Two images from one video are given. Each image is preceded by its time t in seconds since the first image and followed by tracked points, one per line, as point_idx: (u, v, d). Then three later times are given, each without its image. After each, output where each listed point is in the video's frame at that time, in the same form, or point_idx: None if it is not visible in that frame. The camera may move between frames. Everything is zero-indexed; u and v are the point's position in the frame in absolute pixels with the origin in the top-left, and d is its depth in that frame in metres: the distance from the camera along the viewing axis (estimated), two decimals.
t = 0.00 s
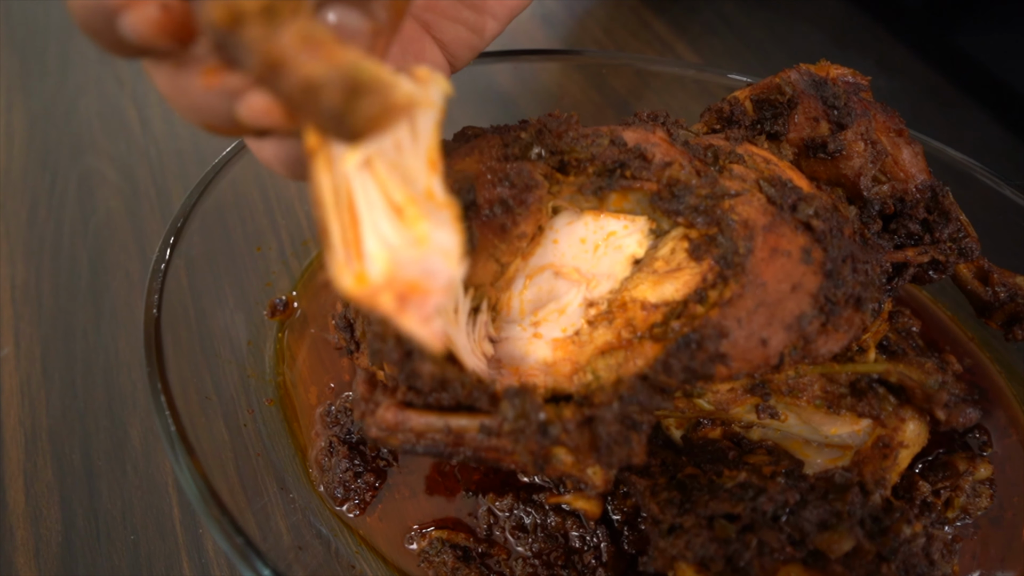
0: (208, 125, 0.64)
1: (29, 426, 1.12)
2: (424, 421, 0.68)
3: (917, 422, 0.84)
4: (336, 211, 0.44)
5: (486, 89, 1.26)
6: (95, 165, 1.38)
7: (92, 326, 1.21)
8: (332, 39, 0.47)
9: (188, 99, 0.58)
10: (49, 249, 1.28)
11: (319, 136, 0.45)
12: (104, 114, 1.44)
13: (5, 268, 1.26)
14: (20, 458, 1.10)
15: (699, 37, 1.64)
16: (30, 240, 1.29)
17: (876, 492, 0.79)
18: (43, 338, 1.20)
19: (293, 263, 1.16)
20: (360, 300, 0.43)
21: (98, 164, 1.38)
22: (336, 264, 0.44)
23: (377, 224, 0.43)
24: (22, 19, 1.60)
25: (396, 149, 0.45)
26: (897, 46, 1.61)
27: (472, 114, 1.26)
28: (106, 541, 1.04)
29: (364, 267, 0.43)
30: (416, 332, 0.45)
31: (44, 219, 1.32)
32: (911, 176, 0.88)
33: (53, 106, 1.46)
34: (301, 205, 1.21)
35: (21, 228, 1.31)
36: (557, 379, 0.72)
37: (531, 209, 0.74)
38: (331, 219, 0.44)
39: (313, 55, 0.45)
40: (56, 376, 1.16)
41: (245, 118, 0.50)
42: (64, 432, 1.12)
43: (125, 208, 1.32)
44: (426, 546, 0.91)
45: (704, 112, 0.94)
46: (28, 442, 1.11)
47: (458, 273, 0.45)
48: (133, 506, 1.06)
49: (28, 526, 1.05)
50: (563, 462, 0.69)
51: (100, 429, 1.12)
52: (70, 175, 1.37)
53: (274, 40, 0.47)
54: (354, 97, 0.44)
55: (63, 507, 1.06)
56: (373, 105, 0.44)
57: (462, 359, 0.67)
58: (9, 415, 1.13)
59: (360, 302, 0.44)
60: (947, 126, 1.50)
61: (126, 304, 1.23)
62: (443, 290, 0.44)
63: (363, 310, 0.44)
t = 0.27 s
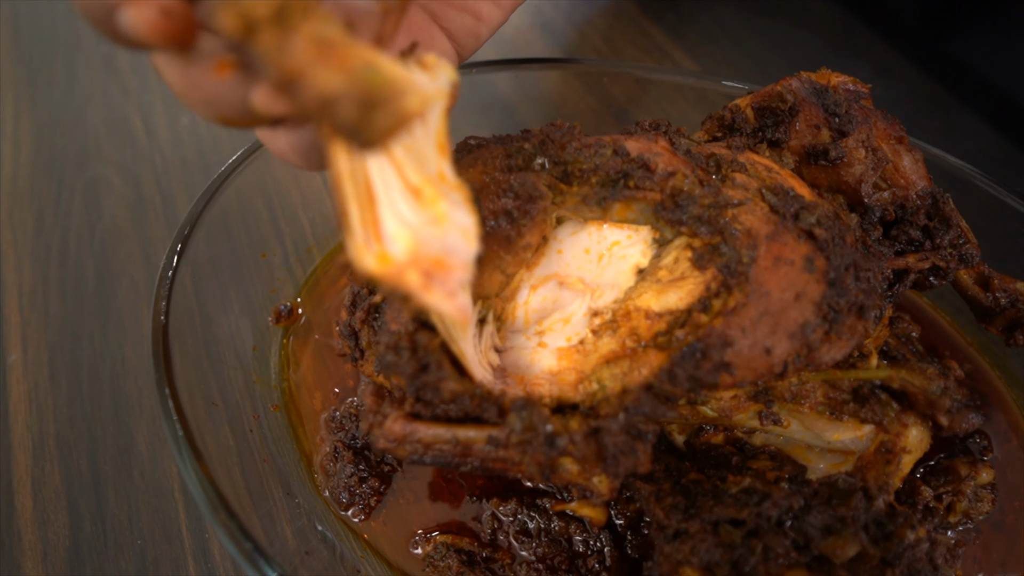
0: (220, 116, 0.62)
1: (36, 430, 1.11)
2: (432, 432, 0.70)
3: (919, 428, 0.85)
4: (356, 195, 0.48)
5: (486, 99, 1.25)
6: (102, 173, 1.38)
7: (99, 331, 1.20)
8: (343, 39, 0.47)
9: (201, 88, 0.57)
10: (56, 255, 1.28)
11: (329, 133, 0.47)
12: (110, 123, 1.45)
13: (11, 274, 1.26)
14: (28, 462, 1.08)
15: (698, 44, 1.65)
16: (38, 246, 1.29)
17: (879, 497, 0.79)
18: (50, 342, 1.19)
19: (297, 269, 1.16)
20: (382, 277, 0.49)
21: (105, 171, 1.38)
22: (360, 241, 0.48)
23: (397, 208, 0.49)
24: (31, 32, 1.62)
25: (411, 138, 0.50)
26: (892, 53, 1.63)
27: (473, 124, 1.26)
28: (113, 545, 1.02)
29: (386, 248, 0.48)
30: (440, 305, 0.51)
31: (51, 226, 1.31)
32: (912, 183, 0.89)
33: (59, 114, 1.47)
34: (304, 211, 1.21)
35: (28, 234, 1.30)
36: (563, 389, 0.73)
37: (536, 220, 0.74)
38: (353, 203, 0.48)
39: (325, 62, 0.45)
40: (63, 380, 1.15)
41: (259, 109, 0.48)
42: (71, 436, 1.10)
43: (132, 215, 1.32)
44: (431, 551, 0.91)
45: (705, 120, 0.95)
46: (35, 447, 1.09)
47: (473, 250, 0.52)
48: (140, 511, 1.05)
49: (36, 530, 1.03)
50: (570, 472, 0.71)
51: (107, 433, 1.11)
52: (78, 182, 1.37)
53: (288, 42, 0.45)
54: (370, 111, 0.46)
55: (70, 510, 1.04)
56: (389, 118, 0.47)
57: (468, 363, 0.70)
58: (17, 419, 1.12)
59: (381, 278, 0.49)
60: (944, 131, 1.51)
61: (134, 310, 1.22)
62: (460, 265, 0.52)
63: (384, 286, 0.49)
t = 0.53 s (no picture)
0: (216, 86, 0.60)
1: (50, 439, 1.13)
2: (441, 442, 0.72)
3: (918, 435, 0.86)
4: (338, 151, 0.47)
5: (490, 111, 1.28)
6: (111, 185, 1.39)
7: (110, 341, 1.22)
8: (317, 4, 0.45)
9: (196, 57, 0.55)
10: (68, 267, 1.30)
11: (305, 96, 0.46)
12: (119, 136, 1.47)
13: (23, 285, 1.28)
14: (41, 471, 1.10)
15: (697, 55, 1.68)
16: (49, 259, 1.31)
17: (879, 503, 0.80)
18: (62, 353, 1.21)
19: (305, 279, 1.18)
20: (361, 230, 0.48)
21: (115, 184, 1.40)
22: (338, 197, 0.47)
23: (379, 163, 0.48)
24: (41, 47, 1.64)
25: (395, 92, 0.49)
26: (887, 64, 1.65)
27: (478, 135, 1.28)
28: (125, 552, 1.03)
29: (367, 202, 0.47)
30: (418, 259, 0.51)
31: (62, 238, 1.33)
32: (907, 195, 0.91)
33: (68, 127, 1.49)
34: (311, 223, 1.23)
35: (41, 247, 1.32)
36: (568, 399, 0.75)
37: (540, 234, 0.76)
38: (335, 156, 0.47)
39: (295, 28, 0.43)
40: (77, 389, 1.17)
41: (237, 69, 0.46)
42: (84, 445, 1.12)
43: (142, 227, 1.34)
44: (439, 558, 0.93)
45: (705, 132, 0.97)
46: (48, 456, 1.11)
47: (453, 206, 0.52)
48: (152, 519, 1.06)
49: (49, 539, 1.04)
50: (576, 480, 0.73)
51: (118, 441, 1.13)
52: (87, 195, 1.38)
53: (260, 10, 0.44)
54: (341, 75, 0.44)
55: (83, 519, 1.06)
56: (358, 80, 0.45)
57: (480, 376, 0.72)
58: (30, 428, 1.13)
59: (360, 232, 0.49)
60: (941, 139, 1.53)
61: (144, 320, 1.24)
62: (441, 222, 0.51)
63: (365, 239, 0.49)
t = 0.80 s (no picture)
0: (228, 51, 0.68)
1: (64, 451, 1.16)
2: (448, 453, 0.76)
3: (904, 442, 0.89)
4: (347, 110, 0.55)
5: (491, 132, 1.32)
6: (122, 205, 1.43)
7: (122, 357, 1.25)
8: None
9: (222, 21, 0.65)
10: (80, 285, 1.33)
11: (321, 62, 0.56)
12: (130, 155, 1.51)
13: (37, 301, 1.32)
14: (57, 483, 1.12)
15: (692, 75, 1.73)
16: (62, 277, 1.34)
17: (868, 508, 0.84)
18: (76, 368, 1.24)
19: (312, 296, 1.21)
20: (369, 187, 0.56)
21: (125, 203, 1.43)
22: (347, 154, 0.56)
23: (385, 124, 0.56)
24: (56, 69, 1.69)
25: (399, 62, 0.58)
26: (878, 85, 1.70)
27: (480, 153, 1.32)
28: (138, 563, 1.06)
29: (372, 160, 0.55)
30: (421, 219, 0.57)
31: (75, 256, 1.37)
32: (893, 212, 0.94)
33: (81, 147, 1.53)
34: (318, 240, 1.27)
35: (53, 265, 1.36)
36: (569, 411, 0.79)
37: (541, 253, 0.79)
38: (344, 118, 0.55)
39: None
40: (89, 402, 1.20)
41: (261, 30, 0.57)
42: (97, 456, 1.15)
43: (151, 244, 1.37)
44: (445, 566, 0.95)
45: (698, 153, 1.01)
46: (63, 468, 1.14)
47: (457, 169, 0.59)
48: (164, 530, 1.09)
49: (64, 550, 1.06)
50: (577, 489, 0.78)
51: (125, 455, 1.16)
52: (98, 215, 1.42)
53: None
54: (346, 37, 0.55)
55: (97, 531, 1.08)
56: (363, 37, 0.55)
57: (485, 388, 0.76)
58: (45, 442, 1.17)
59: (368, 189, 0.56)
60: (929, 155, 1.57)
61: (155, 336, 1.27)
62: (442, 181, 0.58)
63: (371, 196, 0.56)
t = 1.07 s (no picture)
0: (240, 36, 0.70)
1: (81, 467, 1.18)
2: (449, 464, 0.83)
3: (881, 450, 0.92)
4: (351, 87, 0.56)
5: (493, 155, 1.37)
6: (134, 225, 1.48)
7: (136, 373, 1.28)
8: None
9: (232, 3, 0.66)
10: (93, 302, 1.37)
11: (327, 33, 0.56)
12: (143, 178, 1.57)
13: (51, 318, 1.35)
14: (72, 497, 1.14)
15: (685, 95, 1.79)
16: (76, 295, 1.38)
17: (848, 513, 0.90)
18: (90, 384, 1.27)
19: (320, 314, 1.26)
20: (370, 161, 0.57)
21: (137, 224, 1.48)
22: (350, 129, 0.57)
23: (388, 102, 0.58)
24: (69, 93, 1.75)
25: (403, 36, 0.59)
26: (866, 101, 1.79)
27: (480, 174, 1.37)
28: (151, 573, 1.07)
29: (375, 136, 0.57)
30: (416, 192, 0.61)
31: (88, 274, 1.41)
32: (871, 231, 0.98)
33: (95, 169, 1.58)
34: (323, 260, 1.31)
35: (67, 283, 1.40)
36: (564, 423, 0.84)
37: (536, 274, 0.85)
38: (348, 94, 0.56)
39: None
40: (104, 420, 1.23)
41: None
42: (112, 473, 1.17)
43: (163, 264, 1.42)
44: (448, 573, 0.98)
45: (687, 176, 1.08)
46: (79, 482, 1.16)
47: (453, 147, 0.62)
48: (177, 542, 1.10)
49: (80, 562, 1.08)
50: (572, 497, 0.83)
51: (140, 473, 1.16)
52: (111, 235, 1.47)
53: None
54: (357, 14, 0.55)
55: (112, 541, 1.10)
56: None
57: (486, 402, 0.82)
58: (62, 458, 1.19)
59: (368, 164, 0.58)
60: (914, 172, 1.63)
61: (166, 352, 1.31)
62: (439, 159, 0.61)
63: (371, 171, 0.58)
